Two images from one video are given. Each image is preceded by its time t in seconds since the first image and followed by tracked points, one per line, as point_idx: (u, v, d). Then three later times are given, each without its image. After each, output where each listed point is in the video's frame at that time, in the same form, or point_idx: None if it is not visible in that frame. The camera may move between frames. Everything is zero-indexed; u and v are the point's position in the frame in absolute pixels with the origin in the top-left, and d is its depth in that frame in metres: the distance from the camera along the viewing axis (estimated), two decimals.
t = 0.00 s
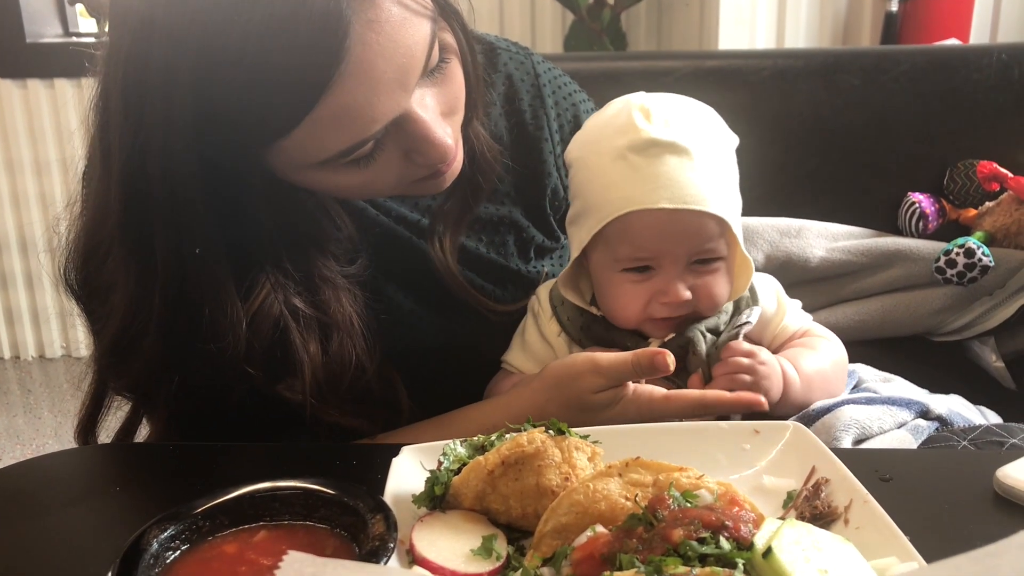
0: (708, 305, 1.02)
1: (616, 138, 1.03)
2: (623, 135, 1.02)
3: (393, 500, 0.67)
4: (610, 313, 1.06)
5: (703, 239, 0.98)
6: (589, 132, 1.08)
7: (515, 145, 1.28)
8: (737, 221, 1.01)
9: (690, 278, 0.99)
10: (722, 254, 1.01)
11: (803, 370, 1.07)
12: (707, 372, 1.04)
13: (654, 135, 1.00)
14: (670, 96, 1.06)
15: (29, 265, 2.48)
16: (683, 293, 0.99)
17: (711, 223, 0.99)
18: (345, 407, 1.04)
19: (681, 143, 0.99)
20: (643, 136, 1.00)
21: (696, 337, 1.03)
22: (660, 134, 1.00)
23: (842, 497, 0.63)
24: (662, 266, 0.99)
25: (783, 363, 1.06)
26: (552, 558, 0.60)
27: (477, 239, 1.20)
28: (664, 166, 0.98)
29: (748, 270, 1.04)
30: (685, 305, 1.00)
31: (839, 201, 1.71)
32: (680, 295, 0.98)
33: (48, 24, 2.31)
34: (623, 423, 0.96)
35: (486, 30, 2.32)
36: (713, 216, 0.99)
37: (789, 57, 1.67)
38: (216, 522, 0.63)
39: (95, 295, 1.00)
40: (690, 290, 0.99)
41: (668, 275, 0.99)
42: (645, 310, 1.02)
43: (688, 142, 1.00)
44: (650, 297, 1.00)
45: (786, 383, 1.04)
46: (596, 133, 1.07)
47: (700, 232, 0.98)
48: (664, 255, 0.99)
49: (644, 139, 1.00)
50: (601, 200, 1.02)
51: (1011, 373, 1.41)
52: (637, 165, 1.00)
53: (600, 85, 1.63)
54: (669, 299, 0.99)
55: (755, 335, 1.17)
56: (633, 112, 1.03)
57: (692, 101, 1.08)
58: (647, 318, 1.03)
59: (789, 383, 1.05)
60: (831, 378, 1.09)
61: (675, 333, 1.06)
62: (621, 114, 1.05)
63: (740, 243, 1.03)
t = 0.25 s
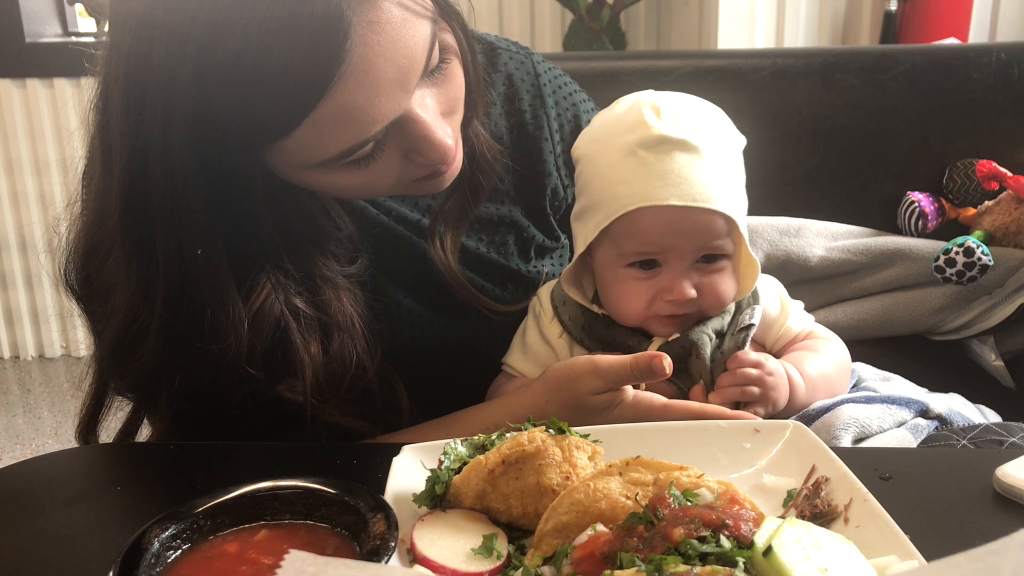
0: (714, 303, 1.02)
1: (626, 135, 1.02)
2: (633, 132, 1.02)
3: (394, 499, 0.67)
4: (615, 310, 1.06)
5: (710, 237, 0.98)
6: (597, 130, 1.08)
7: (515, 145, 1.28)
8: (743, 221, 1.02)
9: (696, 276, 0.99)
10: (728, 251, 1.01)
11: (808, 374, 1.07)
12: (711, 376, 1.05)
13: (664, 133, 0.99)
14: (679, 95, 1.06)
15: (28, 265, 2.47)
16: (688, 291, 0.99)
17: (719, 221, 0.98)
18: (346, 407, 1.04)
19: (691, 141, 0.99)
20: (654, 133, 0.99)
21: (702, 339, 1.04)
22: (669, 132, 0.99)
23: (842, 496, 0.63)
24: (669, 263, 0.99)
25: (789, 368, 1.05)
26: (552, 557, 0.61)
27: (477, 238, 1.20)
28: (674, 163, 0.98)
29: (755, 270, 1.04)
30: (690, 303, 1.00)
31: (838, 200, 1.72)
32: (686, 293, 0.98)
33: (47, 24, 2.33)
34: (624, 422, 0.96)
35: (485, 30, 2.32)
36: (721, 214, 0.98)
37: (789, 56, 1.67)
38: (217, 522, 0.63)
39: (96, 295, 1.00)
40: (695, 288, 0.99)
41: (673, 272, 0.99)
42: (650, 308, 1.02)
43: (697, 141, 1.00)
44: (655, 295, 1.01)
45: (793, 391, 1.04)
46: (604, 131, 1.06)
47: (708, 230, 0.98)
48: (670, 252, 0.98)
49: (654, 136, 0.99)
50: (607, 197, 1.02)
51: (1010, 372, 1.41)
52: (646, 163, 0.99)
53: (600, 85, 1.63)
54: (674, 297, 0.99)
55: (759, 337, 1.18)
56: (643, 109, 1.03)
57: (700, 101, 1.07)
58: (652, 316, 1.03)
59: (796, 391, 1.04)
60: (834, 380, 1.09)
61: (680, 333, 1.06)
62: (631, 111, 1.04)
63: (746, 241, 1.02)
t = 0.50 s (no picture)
0: (714, 304, 1.02)
1: (628, 135, 1.02)
2: (635, 132, 1.02)
3: (394, 500, 0.67)
4: (616, 311, 1.06)
5: (710, 237, 0.98)
6: (598, 131, 1.07)
7: (515, 146, 1.28)
8: (745, 221, 1.02)
9: (696, 276, 0.99)
10: (729, 252, 1.01)
11: (809, 380, 1.07)
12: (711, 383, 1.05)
13: (666, 133, 0.99)
14: (681, 97, 1.06)
15: (29, 266, 2.47)
16: (689, 291, 0.99)
17: (720, 221, 0.98)
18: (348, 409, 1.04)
19: (693, 141, 0.99)
20: (656, 133, 0.99)
21: (702, 344, 1.04)
22: (672, 132, 0.99)
23: (842, 497, 0.63)
24: (670, 263, 0.99)
25: (791, 376, 1.05)
26: (553, 558, 0.61)
27: (478, 240, 1.20)
28: (676, 163, 0.98)
29: (755, 271, 1.04)
30: (691, 303, 1.00)
31: (838, 201, 1.72)
32: (687, 293, 0.98)
33: (47, 25, 2.33)
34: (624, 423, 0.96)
35: (485, 31, 2.32)
36: (722, 214, 0.98)
37: (789, 57, 1.67)
38: (218, 523, 0.63)
39: (98, 298, 1.00)
40: (696, 289, 0.99)
41: (674, 272, 0.99)
42: (651, 308, 1.02)
43: (699, 141, 1.00)
44: (656, 296, 1.01)
45: (795, 399, 1.04)
46: (606, 132, 1.06)
47: (710, 230, 0.98)
48: (671, 252, 0.98)
49: (656, 136, 0.99)
50: (609, 198, 1.02)
51: (1010, 372, 1.41)
52: (649, 163, 0.99)
53: (600, 86, 1.63)
54: (675, 297, 0.99)
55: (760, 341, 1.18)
56: (645, 109, 1.03)
57: (702, 102, 1.07)
58: (653, 316, 1.03)
59: (798, 398, 1.04)
60: (835, 385, 1.09)
61: (681, 335, 1.07)
62: (633, 112, 1.04)
63: (747, 241, 1.02)
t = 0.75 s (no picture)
0: (715, 307, 1.02)
1: (628, 138, 1.02)
2: (634, 136, 1.01)
3: (395, 502, 0.67)
4: (618, 315, 1.06)
5: (712, 240, 0.98)
6: (599, 133, 1.07)
7: (515, 147, 1.28)
8: (745, 223, 1.01)
9: (698, 279, 0.99)
10: (730, 254, 1.01)
11: (810, 380, 1.06)
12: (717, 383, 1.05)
13: (664, 135, 0.99)
14: (680, 99, 1.06)
15: (28, 266, 2.47)
16: (691, 294, 0.98)
17: (721, 224, 0.98)
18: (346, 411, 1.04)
19: (691, 144, 0.99)
20: (654, 136, 0.99)
21: (703, 347, 1.04)
22: (670, 135, 0.99)
23: (844, 498, 0.63)
24: (671, 266, 0.99)
25: (792, 376, 1.05)
26: (554, 559, 0.61)
27: (478, 240, 1.20)
28: (675, 166, 0.98)
29: (754, 273, 1.03)
30: (692, 306, 1.00)
31: (839, 201, 1.72)
32: (688, 297, 0.98)
33: (47, 26, 2.33)
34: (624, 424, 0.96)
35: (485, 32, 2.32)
36: (723, 217, 0.98)
37: (790, 57, 1.67)
38: (218, 524, 0.63)
39: (99, 298, 1.00)
40: (697, 292, 0.99)
41: (675, 275, 0.99)
42: (653, 312, 1.02)
43: (697, 143, 1.00)
44: (658, 299, 1.00)
45: (797, 400, 1.04)
46: (606, 134, 1.06)
47: (711, 234, 0.98)
48: (673, 255, 0.98)
49: (654, 139, 0.99)
50: (609, 201, 1.02)
51: (1011, 372, 1.41)
52: (647, 166, 0.99)
53: (601, 86, 1.63)
54: (676, 300, 0.98)
55: (763, 342, 1.18)
56: (642, 113, 1.03)
57: (701, 105, 1.07)
58: (655, 320, 1.03)
59: (800, 399, 1.04)
60: (836, 386, 1.09)
61: (681, 336, 1.06)
62: (631, 115, 1.04)
63: (747, 244, 1.02)
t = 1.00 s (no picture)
0: (719, 309, 1.01)
1: (631, 141, 1.02)
2: (639, 139, 1.01)
3: (394, 501, 0.67)
4: (620, 318, 1.05)
5: (716, 245, 0.98)
6: (600, 135, 1.07)
7: (513, 147, 1.28)
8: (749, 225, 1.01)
9: (702, 283, 0.99)
10: (734, 258, 1.00)
11: (809, 378, 1.06)
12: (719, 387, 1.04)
13: (670, 139, 0.99)
14: (682, 100, 1.06)
15: (29, 267, 2.47)
16: (695, 298, 0.98)
17: (727, 229, 0.98)
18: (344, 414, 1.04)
19: (697, 148, 0.99)
20: (660, 141, 0.98)
21: (705, 345, 1.04)
22: (676, 139, 0.99)
23: (842, 497, 0.63)
24: (675, 270, 0.98)
25: (791, 374, 1.04)
26: (553, 558, 0.61)
27: (477, 240, 1.20)
28: (683, 172, 0.98)
29: (758, 277, 1.04)
30: (696, 309, 1.00)
31: (839, 201, 1.72)
32: (692, 301, 0.98)
33: (47, 26, 2.33)
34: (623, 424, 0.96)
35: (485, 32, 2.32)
36: (728, 222, 0.98)
37: (789, 57, 1.67)
38: (218, 523, 0.63)
39: (97, 300, 1.00)
40: (701, 296, 0.99)
41: (680, 280, 0.98)
42: (656, 315, 1.01)
43: (703, 147, 1.00)
44: (662, 302, 1.00)
45: (795, 398, 1.03)
46: (609, 136, 1.05)
47: (717, 237, 0.98)
48: (677, 259, 0.98)
49: (660, 143, 0.98)
50: (614, 205, 1.01)
51: (1010, 372, 1.41)
52: (652, 169, 0.99)
53: (600, 86, 1.63)
54: (680, 303, 0.98)
55: (763, 341, 1.18)
56: (648, 115, 1.02)
57: (703, 106, 1.07)
58: (658, 323, 1.03)
59: (798, 397, 1.04)
60: (835, 384, 1.09)
61: (684, 337, 1.06)
62: (634, 118, 1.03)
63: (751, 248, 1.02)
